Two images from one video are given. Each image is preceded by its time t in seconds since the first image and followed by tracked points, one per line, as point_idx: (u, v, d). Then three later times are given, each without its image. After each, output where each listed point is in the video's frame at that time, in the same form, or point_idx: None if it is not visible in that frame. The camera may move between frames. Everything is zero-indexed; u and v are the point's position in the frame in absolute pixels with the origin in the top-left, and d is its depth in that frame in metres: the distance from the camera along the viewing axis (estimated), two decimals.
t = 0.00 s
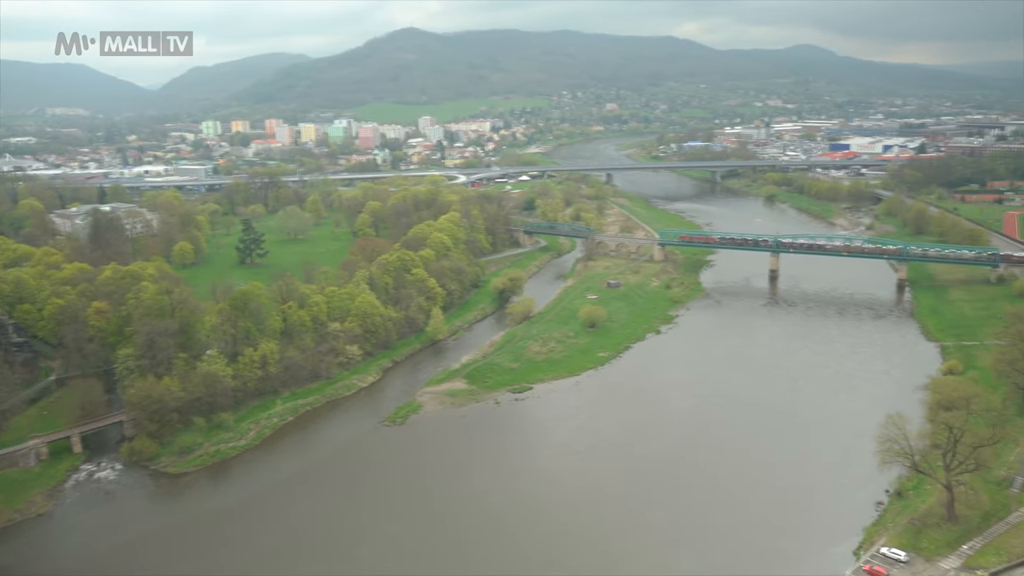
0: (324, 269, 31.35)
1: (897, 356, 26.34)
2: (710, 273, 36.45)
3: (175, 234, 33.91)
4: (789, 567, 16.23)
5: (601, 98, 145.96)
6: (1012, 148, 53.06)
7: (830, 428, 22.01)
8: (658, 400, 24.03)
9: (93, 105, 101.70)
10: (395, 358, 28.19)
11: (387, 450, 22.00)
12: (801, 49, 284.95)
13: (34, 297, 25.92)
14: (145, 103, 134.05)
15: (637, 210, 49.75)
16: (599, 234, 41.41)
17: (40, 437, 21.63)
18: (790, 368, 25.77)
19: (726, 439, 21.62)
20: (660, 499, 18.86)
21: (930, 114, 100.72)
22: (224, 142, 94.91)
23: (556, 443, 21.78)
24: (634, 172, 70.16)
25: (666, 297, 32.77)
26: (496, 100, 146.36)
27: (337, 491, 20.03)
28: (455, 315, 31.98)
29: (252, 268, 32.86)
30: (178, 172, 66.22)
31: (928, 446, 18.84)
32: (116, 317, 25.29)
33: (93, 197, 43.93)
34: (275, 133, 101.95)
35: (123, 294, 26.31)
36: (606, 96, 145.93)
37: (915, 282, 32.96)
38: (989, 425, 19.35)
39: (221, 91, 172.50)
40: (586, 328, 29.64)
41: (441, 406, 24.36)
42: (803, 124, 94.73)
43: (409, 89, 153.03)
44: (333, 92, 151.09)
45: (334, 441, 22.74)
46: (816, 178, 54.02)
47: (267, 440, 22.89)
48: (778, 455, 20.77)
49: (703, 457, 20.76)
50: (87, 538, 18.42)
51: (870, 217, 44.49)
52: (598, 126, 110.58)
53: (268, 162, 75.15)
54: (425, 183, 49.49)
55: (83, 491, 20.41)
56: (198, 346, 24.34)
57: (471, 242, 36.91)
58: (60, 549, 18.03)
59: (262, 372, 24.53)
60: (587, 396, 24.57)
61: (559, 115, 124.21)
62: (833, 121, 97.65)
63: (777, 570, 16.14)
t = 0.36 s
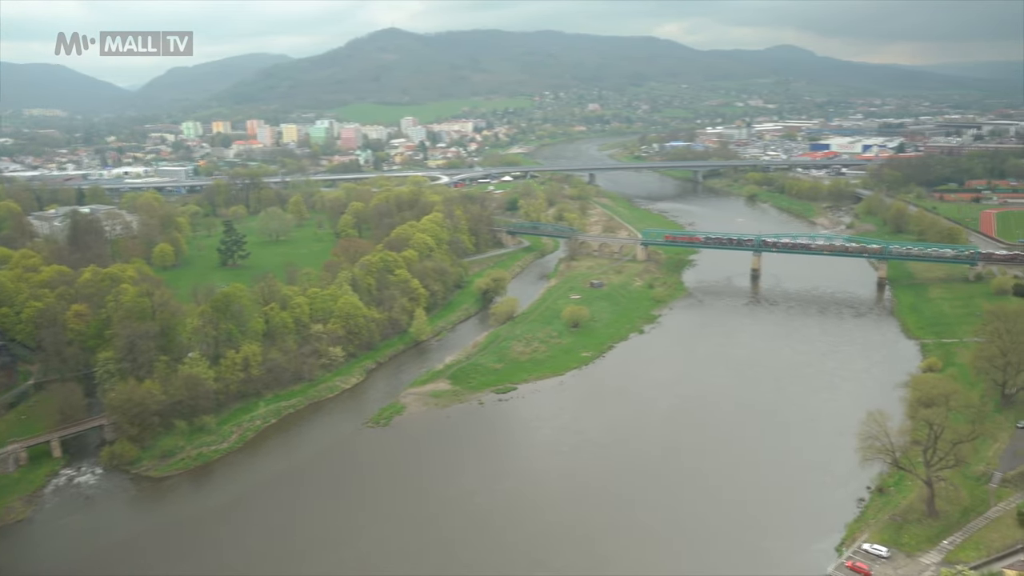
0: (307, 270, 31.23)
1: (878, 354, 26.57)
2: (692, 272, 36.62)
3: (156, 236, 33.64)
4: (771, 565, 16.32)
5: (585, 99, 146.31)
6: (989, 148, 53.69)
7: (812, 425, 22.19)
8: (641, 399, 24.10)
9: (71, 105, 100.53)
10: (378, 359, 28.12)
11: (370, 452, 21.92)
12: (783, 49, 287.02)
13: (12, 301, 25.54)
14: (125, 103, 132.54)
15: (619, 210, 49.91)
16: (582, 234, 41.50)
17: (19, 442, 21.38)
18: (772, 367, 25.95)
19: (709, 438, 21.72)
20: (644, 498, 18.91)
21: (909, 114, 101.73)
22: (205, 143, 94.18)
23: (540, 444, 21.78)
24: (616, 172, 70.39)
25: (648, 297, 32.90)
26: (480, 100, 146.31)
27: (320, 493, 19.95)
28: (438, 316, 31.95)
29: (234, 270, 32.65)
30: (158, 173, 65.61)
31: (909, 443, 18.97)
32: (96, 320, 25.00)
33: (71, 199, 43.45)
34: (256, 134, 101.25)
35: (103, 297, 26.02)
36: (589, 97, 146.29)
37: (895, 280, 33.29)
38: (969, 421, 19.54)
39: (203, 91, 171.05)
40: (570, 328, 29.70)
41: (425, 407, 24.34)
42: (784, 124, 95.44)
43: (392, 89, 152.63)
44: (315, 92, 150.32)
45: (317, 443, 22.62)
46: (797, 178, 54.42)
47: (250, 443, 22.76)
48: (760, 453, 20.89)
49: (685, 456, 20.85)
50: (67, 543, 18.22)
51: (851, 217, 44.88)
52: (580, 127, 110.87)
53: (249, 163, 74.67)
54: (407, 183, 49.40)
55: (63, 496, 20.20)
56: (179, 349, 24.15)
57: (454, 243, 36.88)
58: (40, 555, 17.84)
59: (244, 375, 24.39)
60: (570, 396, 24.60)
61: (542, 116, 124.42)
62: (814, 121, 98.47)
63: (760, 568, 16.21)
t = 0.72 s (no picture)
0: (290, 271, 31.08)
1: (859, 352, 26.79)
2: (675, 271, 36.78)
3: (136, 238, 33.40)
4: (755, 562, 16.42)
5: (568, 99, 146.59)
6: (966, 147, 54.36)
7: (793, 423, 22.35)
8: (624, 399, 24.17)
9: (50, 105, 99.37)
10: (362, 361, 28.05)
11: (353, 454, 21.83)
12: (765, 49, 289.17)
13: None
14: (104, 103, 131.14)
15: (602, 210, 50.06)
16: (565, 234, 41.59)
17: None
18: (754, 366, 26.09)
19: (691, 437, 21.81)
20: (628, 498, 18.95)
21: (888, 114, 102.92)
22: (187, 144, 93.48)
23: (523, 444, 21.80)
24: (599, 172, 70.61)
25: (631, 296, 33.02)
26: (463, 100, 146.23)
27: (302, 495, 19.88)
28: (421, 317, 31.92)
29: (215, 272, 32.47)
30: (137, 175, 65.08)
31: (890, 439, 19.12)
32: (75, 322, 24.70)
33: (50, 201, 42.99)
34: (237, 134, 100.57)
35: (82, 300, 25.73)
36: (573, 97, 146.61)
37: (875, 278, 33.59)
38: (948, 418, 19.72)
39: (184, 91, 169.67)
40: (553, 328, 29.75)
41: (409, 408, 24.31)
42: (765, 124, 96.12)
43: (375, 89, 152.20)
44: (297, 93, 149.58)
45: (300, 446, 22.53)
46: (777, 177, 54.83)
47: (232, 446, 22.64)
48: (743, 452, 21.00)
49: (669, 455, 20.90)
50: (47, 549, 18.03)
51: (831, 216, 45.25)
52: (563, 127, 111.11)
53: (231, 164, 74.21)
54: (390, 184, 49.30)
55: (43, 501, 19.99)
56: (161, 352, 23.96)
57: (437, 244, 36.86)
58: (20, 562, 17.63)
59: (226, 377, 24.23)
60: (553, 396, 24.64)
61: (525, 116, 124.59)
62: (795, 121, 99.15)
63: (743, 566, 16.28)
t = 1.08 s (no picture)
0: (272, 273, 30.92)
1: (840, 350, 27.02)
2: (658, 271, 36.94)
3: (116, 240, 33.12)
4: (738, 561, 16.50)
5: (552, 99, 146.87)
6: (944, 147, 55.01)
7: (776, 421, 22.51)
8: (608, 399, 24.23)
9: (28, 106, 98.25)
10: (346, 362, 27.98)
11: (336, 456, 21.75)
12: (748, 49, 291.14)
13: None
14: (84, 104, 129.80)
15: (584, 210, 50.21)
16: (549, 234, 41.67)
17: None
18: (737, 365, 26.25)
19: (674, 436, 21.90)
20: (610, 498, 18.99)
21: (867, 113, 103.94)
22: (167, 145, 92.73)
23: (506, 445, 21.81)
24: (582, 172, 70.85)
25: (615, 296, 33.12)
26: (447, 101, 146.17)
27: (284, 498, 19.79)
28: (405, 318, 31.87)
29: (197, 274, 32.24)
30: (117, 177, 64.52)
31: (871, 436, 19.24)
32: (54, 326, 24.38)
33: (27, 203, 42.53)
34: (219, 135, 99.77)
35: (61, 303, 25.41)
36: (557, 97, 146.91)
37: (856, 277, 33.88)
38: (929, 414, 19.90)
39: (165, 91, 168.26)
40: (537, 328, 29.79)
41: (393, 409, 24.26)
42: (746, 124, 96.81)
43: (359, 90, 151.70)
44: (280, 94, 148.91)
45: (284, 448, 22.43)
46: (759, 177, 55.23)
47: (215, 449, 22.51)
48: (725, 451, 21.12)
49: (652, 455, 20.97)
50: (27, 556, 17.84)
51: (813, 215, 45.64)
52: (547, 128, 111.32)
53: (212, 165, 73.76)
54: (372, 185, 49.20)
55: (22, 507, 19.77)
56: (142, 355, 23.75)
57: (421, 244, 36.81)
58: None
59: (208, 380, 24.06)
60: (537, 397, 24.67)
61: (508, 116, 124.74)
62: (776, 121, 99.84)
63: (725, 565, 16.36)
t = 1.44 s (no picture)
0: (254, 274, 30.74)
1: (821, 348, 27.23)
2: (641, 271, 37.05)
3: (96, 242, 32.77)
4: (722, 560, 16.56)
5: (536, 99, 147.01)
6: (923, 146, 55.63)
7: (758, 420, 22.65)
8: (592, 399, 24.28)
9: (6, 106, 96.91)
10: (329, 364, 27.88)
11: (320, 459, 21.65)
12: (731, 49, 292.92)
13: None
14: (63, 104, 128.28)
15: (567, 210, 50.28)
16: (532, 234, 41.71)
17: None
18: (719, 364, 26.39)
19: (659, 436, 21.96)
20: (595, 498, 19.03)
21: (847, 113, 104.87)
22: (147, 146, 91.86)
23: (491, 446, 21.80)
24: (565, 172, 70.98)
25: (598, 296, 33.20)
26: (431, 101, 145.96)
27: (266, 502, 19.67)
28: (388, 319, 31.79)
29: (178, 276, 31.98)
30: (96, 179, 63.81)
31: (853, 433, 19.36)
32: (33, 329, 24.04)
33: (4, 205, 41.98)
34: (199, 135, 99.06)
35: (39, 306, 25.08)
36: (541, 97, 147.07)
37: (837, 276, 34.17)
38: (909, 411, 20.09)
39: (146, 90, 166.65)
40: (521, 328, 29.81)
41: (377, 411, 24.20)
42: (728, 124, 97.40)
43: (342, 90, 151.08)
44: (261, 94, 148.05)
45: (267, 451, 22.30)
46: (741, 176, 55.50)
47: (197, 452, 22.35)
48: (709, 450, 21.21)
49: (636, 454, 21.03)
50: (6, 563, 17.62)
51: (794, 214, 45.97)
52: (530, 128, 111.41)
53: (193, 166, 73.17)
54: (354, 185, 48.99)
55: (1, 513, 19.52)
56: (122, 358, 23.53)
57: (404, 245, 36.75)
58: None
59: (190, 383, 23.87)
60: (521, 397, 24.69)
61: (491, 116, 124.73)
62: (758, 120, 100.50)
63: (710, 564, 16.42)
